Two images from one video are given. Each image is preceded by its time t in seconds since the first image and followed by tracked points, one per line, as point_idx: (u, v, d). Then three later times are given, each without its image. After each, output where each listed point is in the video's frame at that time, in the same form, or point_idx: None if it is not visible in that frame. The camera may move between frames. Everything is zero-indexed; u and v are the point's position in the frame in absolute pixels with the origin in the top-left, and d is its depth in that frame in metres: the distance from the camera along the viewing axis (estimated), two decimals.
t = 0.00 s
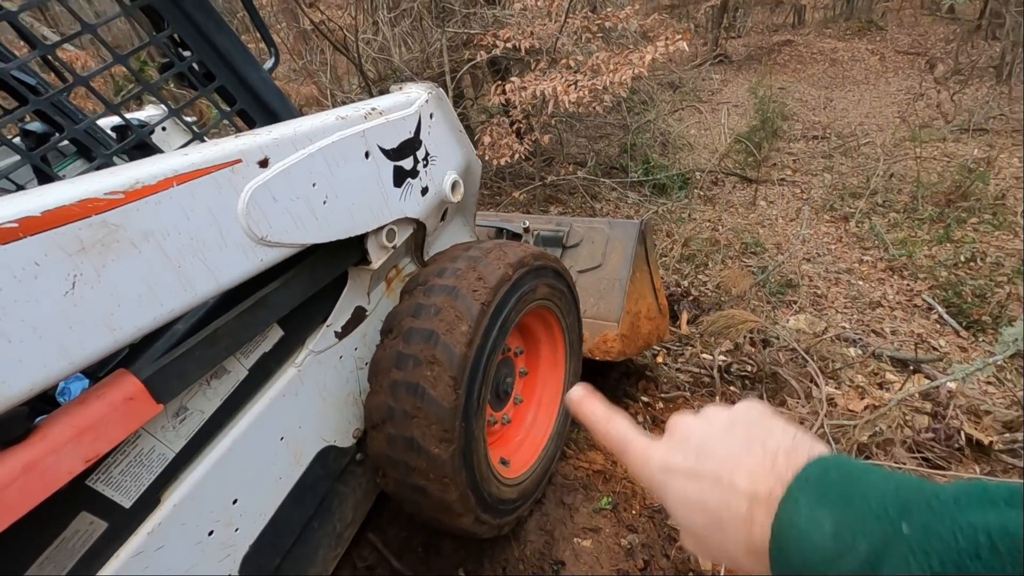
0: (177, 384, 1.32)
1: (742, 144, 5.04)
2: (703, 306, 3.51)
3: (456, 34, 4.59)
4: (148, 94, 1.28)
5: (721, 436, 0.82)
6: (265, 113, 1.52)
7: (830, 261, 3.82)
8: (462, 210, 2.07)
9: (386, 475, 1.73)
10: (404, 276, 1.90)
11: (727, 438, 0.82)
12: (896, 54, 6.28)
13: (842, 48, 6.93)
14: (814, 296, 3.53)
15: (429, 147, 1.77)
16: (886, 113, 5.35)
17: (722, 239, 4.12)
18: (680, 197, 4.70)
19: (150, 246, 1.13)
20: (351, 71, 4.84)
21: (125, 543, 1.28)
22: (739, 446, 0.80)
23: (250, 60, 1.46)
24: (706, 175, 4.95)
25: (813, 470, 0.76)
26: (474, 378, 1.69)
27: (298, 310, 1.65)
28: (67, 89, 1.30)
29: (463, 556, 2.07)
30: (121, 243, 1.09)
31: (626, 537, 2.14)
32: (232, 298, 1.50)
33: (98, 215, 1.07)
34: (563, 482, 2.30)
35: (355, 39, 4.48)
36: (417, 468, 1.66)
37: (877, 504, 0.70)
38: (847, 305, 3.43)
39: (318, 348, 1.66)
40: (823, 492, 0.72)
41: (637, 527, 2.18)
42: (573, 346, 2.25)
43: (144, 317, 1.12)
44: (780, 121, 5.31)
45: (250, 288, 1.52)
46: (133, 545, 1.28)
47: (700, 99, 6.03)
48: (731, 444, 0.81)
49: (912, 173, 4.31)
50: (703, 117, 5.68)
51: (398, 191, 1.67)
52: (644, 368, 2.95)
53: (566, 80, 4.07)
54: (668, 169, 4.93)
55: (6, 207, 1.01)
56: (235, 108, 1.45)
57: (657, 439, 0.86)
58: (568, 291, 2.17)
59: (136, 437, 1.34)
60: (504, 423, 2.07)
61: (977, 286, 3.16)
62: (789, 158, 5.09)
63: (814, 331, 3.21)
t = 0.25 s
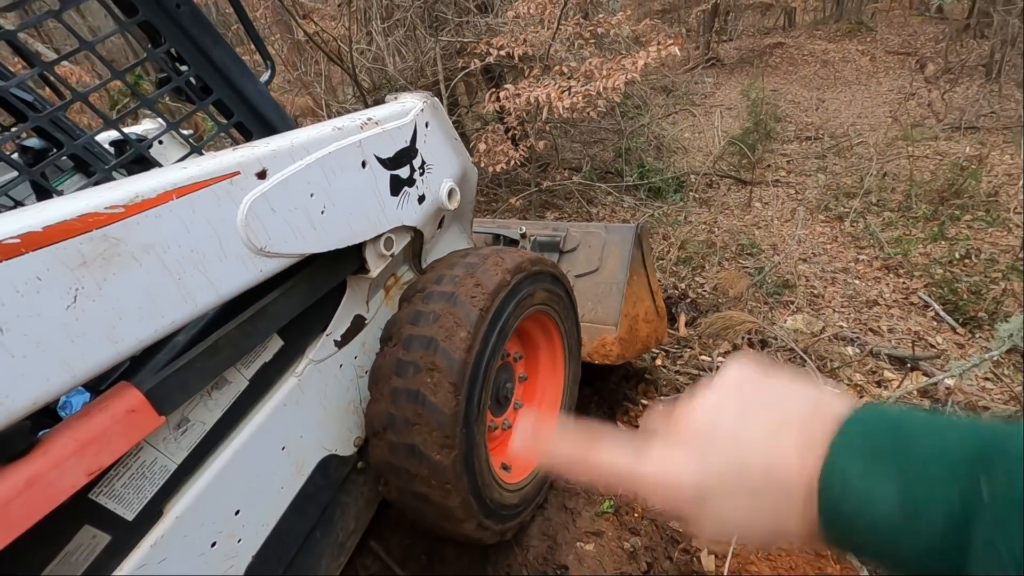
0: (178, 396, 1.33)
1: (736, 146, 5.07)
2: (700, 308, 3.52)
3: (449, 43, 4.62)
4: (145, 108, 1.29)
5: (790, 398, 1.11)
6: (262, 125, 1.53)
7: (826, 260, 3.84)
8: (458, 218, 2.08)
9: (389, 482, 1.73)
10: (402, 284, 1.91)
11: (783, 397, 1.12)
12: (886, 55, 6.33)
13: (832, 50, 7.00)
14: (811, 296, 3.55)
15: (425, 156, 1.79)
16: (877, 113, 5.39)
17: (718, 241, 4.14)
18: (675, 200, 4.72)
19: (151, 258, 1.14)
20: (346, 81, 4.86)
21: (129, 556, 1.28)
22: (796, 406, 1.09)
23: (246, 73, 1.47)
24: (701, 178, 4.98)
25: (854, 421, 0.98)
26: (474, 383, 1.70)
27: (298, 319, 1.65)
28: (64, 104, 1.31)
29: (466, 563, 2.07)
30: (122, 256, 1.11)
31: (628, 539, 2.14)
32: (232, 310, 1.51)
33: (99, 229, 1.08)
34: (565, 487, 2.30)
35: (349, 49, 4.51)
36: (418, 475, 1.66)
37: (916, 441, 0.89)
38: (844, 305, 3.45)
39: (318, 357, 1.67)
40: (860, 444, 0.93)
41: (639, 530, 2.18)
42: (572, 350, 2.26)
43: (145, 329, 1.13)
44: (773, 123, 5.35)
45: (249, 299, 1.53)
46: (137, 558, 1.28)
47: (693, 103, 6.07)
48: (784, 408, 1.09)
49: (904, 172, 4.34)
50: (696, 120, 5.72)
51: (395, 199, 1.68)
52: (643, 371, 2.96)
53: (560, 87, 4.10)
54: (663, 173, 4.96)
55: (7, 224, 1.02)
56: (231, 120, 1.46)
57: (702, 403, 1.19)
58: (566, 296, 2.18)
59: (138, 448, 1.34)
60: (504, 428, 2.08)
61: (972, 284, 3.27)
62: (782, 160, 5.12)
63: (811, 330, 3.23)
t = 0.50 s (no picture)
0: (176, 404, 1.33)
1: (731, 150, 5.10)
2: (698, 312, 3.53)
3: (445, 50, 4.64)
4: (140, 117, 1.29)
5: (813, 221, 1.10)
6: (259, 132, 1.53)
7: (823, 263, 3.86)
8: (455, 223, 2.08)
9: (387, 488, 1.73)
10: (399, 290, 1.91)
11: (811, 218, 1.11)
12: (878, 58, 6.37)
13: (825, 55, 7.06)
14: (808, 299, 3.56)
15: (421, 161, 1.79)
16: (872, 116, 5.41)
17: (715, 245, 4.16)
18: (672, 205, 4.74)
19: (148, 265, 1.14)
20: (342, 89, 4.88)
21: (126, 564, 1.27)
22: (833, 231, 1.08)
23: (243, 80, 1.48)
24: (697, 183, 5.01)
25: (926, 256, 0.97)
26: (472, 388, 1.70)
27: (295, 326, 1.65)
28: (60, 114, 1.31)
29: (465, 569, 2.06)
30: (119, 263, 1.11)
31: (628, 544, 2.14)
32: (229, 317, 1.51)
33: (96, 236, 1.08)
34: (564, 492, 2.30)
35: (346, 57, 4.53)
36: (417, 481, 1.66)
37: (911, 279, 0.92)
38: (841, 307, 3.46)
39: (315, 364, 1.67)
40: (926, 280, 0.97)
41: (638, 534, 2.17)
42: (570, 354, 2.26)
43: (142, 336, 1.13)
44: (768, 127, 5.38)
45: (247, 306, 1.53)
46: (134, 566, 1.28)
47: (689, 108, 6.11)
48: (818, 244, 1.08)
49: (899, 174, 4.36)
50: (692, 125, 5.75)
51: (392, 205, 1.68)
52: (641, 375, 2.96)
53: (556, 92, 4.12)
54: (659, 177, 4.98)
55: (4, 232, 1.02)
56: (228, 128, 1.47)
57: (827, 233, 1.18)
58: (563, 300, 2.19)
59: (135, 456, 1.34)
60: (503, 434, 2.08)
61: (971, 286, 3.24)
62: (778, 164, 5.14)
63: (809, 332, 3.23)
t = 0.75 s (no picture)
0: (178, 412, 1.32)
1: (730, 159, 5.12)
2: (697, 320, 3.53)
3: (445, 58, 4.65)
4: (146, 123, 1.29)
5: (826, 303, 0.94)
6: (263, 140, 1.53)
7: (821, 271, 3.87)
8: (457, 231, 2.08)
9: (388, 498, 1.72)
10: (401, 297, 1.91)
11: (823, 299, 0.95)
12: (875, 68, 6.40)
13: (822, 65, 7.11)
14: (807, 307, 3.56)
15: (424, 170, 1.79)
16: (869, 125, 5.44)
17: (714, 253, 4.16)
18: (670, 213, 4.75)
19: (153, 273, 1.14)
20: (342, 96, 4.88)
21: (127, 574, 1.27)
22: (849, 315, 0.91)
23: (247, 87, 1.48)
24: (696, 191, 5.02)
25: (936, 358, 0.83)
26: (474, 397, 1.69)
27: (297, 334, 1.65)
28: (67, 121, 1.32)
29: None
30: (125, 271, 1.10)
31: (629, 553, 2.13)
32: (232, 324, 1.50)
33: (102, 244, 1.08)
34: (565, 501, 2.29)
35: (346, 65, 4.54)
36: (419, 490, 1.65)
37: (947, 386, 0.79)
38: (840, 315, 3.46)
39: (317, 372, 1.66)
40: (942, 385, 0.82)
41: (640, 544, 2.16)
42: (571, 363, 2.26)
43: (146, 345, 1.13)
44: (766, 136, 5.40)
45: (249, 314, 1.52)
46: None
47: (687, 116, 6.13)
48: (831, 330, 0.92)
49: (896, 183, 4.37)
50: (690, 133, 5.77)
51: (395, 213, 1.68)
52: (642, 383, 2.96)
53: (556, 101, 4.13)
54: (658, 185, 4.99)
55: (9, 240, 1.01)
56: (233, 135, 1.46)
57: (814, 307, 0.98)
58: (565, 308, 2.18)
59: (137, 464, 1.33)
60: (504, 442, 2.07)
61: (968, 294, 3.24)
62: (776, 172, 5.16)
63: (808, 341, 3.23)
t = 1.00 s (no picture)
0: (182, 422, 1.32)
1: (733, 169, 5.13)
2: (701, 330, 3.52)
3: (449, 70, 4.68)
4: (154, 135, 1.30)
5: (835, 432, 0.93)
6: (269, 151, 1.54)
7: (826, 281, 3.86)
8: (460, 241, 2.09)
9: (391, 509, 1.72)
10: (405, 308, 1.91)
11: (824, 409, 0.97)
12: (879, 78, 6.42)
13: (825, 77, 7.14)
14: (812, 317, 3.56)
15: (428, 181, 1.80)
16: (873, 135, 5.45)
17: (718, 263, 4.16)
18: (674, 223, 4.76)
19: (159, 283, 1.14)
20: (347, 107, 4.92)
21: None
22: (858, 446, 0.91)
23: (253, 99, 1.49)
24: (699, 201, 5.02)
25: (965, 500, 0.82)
26: (477, 408, 1.69)
27: (301, 344, 1.65)
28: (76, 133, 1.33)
29: None
30: (131, 281, 1.11)
31: (633, 565, 2.11)
32: (236, 334, 1.51)
33: (109, 255, 1.09)
34: (569, 512, 2.28)
35: (351, 76, 4.58)
36: (422, 501, 1.65)
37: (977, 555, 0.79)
38: (845, 326, 3.45)
39: (320, 382, 1.66)
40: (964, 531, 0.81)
41: (644, 556, 2.15)
42: (575, 374, 2.26)
43: (151, 355, 1.13)
44: (770, 146, 5.41)
45: (254, 324, 1.53)
46: None
47: (690, 127, 6.15)
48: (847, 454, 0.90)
49: (901, 194, 4.36)
50: (693, 143, 5.78)
51: (399, 224, 1.69)
52: (646, 394, 2.95)
53: (560, 112, 4.14)
54: (662, 196, 5.00)
55: (18, 251, 1.02)
56: (239, 147, 1.48)
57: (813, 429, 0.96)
58: (568, 319, 2.18)
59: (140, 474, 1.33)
60: (507, 453, 2.06)
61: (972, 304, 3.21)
62: (780, 182, 5.17)
63: (813, 351, 3.22)
